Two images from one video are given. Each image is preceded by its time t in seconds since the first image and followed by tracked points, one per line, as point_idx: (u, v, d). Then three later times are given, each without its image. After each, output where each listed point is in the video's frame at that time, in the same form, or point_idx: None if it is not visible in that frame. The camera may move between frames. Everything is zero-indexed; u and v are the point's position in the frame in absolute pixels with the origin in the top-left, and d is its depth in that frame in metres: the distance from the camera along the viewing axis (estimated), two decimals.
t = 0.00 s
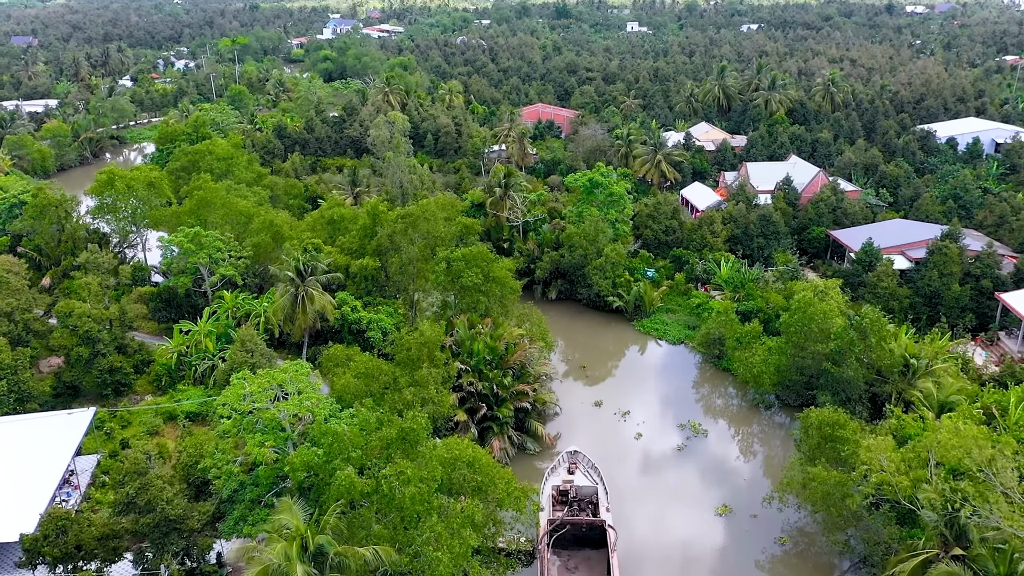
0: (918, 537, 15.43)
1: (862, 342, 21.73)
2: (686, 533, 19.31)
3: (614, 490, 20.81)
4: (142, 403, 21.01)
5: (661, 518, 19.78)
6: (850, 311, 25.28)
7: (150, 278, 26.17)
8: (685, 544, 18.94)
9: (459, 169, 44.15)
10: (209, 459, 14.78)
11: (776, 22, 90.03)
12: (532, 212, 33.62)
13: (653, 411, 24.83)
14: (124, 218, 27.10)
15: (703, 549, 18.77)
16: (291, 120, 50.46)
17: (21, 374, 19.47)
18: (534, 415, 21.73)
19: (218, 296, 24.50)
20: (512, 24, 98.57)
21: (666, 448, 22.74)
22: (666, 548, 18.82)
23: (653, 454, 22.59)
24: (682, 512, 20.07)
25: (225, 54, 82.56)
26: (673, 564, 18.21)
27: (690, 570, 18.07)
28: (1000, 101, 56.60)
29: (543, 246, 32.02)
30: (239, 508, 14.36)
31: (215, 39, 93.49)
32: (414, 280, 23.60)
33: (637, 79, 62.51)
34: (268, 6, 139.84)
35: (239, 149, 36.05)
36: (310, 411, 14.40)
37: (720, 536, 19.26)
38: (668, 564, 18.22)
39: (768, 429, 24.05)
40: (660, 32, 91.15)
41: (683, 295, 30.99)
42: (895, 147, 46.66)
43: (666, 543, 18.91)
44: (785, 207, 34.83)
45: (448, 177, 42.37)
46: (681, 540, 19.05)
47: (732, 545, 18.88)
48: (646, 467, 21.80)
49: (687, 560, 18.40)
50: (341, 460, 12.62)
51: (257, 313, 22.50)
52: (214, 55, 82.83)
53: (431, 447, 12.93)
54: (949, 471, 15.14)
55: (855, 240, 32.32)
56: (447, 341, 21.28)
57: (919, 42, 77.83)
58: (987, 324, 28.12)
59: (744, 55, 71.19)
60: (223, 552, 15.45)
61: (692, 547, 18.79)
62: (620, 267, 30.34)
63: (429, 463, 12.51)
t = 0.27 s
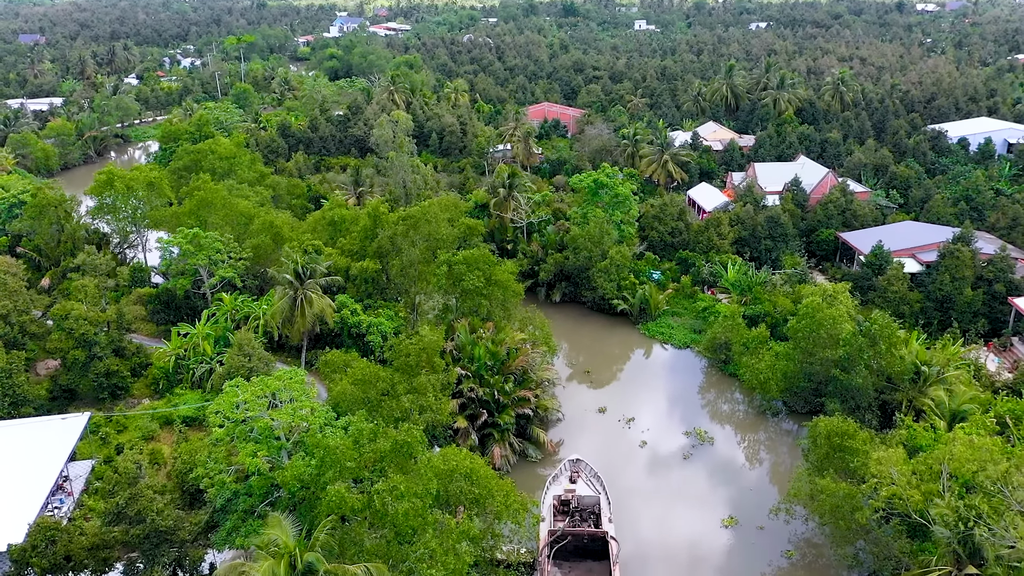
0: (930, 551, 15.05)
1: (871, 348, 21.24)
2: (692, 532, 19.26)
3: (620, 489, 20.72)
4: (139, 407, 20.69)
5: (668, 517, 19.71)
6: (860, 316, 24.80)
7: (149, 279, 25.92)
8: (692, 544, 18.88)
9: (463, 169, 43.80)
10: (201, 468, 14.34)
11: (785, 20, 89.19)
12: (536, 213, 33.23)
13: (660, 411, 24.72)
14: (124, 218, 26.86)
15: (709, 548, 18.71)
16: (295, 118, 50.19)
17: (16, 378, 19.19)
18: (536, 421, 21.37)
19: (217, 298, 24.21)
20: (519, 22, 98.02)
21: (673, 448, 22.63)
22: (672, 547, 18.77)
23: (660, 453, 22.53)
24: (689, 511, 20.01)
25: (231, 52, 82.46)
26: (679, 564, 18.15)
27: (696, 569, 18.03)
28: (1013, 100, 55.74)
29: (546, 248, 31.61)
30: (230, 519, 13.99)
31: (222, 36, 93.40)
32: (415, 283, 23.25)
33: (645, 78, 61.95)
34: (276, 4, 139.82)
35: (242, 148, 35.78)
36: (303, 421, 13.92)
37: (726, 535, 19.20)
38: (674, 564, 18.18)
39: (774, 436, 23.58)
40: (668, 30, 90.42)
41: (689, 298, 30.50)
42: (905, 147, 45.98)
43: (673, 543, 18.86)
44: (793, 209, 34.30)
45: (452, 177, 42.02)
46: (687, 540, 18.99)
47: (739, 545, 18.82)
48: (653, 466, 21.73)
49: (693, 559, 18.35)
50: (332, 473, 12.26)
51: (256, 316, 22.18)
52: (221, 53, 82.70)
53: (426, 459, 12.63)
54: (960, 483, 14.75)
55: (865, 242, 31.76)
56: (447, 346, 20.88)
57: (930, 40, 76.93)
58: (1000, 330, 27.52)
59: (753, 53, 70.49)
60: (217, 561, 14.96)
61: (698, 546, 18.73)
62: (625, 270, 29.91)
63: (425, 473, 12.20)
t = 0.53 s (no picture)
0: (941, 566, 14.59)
1: (880, 354, 20.79)
2: (700, 532, 19.18)
3: (628, 489, 20.67)
4: (134, 411, 20.42)
5: (676, 517, 19.64)
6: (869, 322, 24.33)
7: (149, 280, 25.74)
8: (700, 543, 18.79)
9: (468, 169, 43.47)
10: (192, 477, 13.98)
11: (795, 19, 88.36)
12: (540, 214, 32.86)
13: (669, 411, 24.62)
14: (123, 218, 26.70)
15: (717, 548, 18.62)
16: (300, 117, 49.97)
17: (11, 380, 18.96)
18: (537, 427, 20.99)
19: (216, 299, 23.97)
20: (527, 19, 97.49)
21: (681, 448, 22.53)
22: (679, 547, 18.68)
23: (667, 452, 22.46)
24: (697, 510, 19.95)
25: (238, 49, 82.37)
26: (687, 564, 18.08)
27: (703, 569, 17.94)
28: None
29: (550, 249, 31.26)
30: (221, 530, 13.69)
31: (229, 34, 93.32)
32: (415, 286, 22.96)
33: (652, 76, 61.40)
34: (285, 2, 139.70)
35: (245, 147, 35.56)
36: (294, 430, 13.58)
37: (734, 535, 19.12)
38: (682, 564, 18.10)
39: (780, 444, 23.12)
40: (677, 28, 89.72)
41: (694, 301, 30.03)
42: (916, 148, 45.32)
43: (680, 543, 18.78)
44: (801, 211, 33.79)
45: (456, 177, 41.70)
46: (695, 539, 18.92)
47: (747, 544, 18.73)
48: (660, 465, 21.66)
49: (701, 559, 18.25)
50: (324, 486, 11.97)
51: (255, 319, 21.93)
52: (228, 51, 82.65)
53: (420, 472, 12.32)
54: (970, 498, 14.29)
55: (875, 245, 31.23)
56: (447, 350, 20.57)
57: (941, 39, 75.97)
58: (1013, 335, 26.94)
59: (762, 52, 69.80)
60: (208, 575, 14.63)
61: (706, 546, 18.65)
62: (630, 272, 29.53)
63: (417, 487, 11.90)
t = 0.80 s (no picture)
0: None
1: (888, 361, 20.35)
2: (707, 532, 19.12)
3: (635, 488, 20.63)
4: (129, 414, 20.15)
5: (682, 517, 19.59)
6: (876, 327, 23.88)
7: (147, 281, 25.54)
8: (707, 543, 18.73)
9: (472, 168, 43.13)
10: (181, 485, 13.67)
11: (804, 17, 87.56)
12: (543, 215, 32.50)
13: (676, 410, 24.52)
14: (122, 219, 26.53)
15: (724, 548, 18.57)
16: (304, 115, 49.73)
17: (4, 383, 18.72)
18: (537, 432, 20.64)
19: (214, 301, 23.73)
20: (534, 17, 97.03)
21: (688, 448, 22.48)
22: (686, 547, 18.62)
23: (674, 451, 22.43)
24: (703, 509, 19.90)
25: (244, 47, 82.24)
26: (694, 564, 18.02)
27: (710, 569, 17.89)
28: None
29: (553, 250, 30.90)
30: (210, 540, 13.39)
31: (236, 32, 93.27)
32: (414, 288, 22.66)
33: (659, 75, 60.87)
34: None
35: (248, 146, 35.30)
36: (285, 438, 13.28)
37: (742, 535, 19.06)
38: (689, 564, 18.04)
39: (786, 451, 22.68)
40: (685, 26, 89.09)
41: (699, 304, 29.70)
42: (926, 148, 44.70)
43: (687, 543, 18.72)
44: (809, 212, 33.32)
45: (460, 176, 41.36)
46: (702, 539, 18.86)
47: (754, 544, 18.68)
48: (668, 465, 21.62)
49: (709, 559, 18.19)
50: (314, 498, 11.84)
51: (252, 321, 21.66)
52: (234, 49, 82.57)
53: (411, 482, 12.33)
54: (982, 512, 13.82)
55: (884, 248, 30.72)
56: (446, 354, 20.28)
57: (952, 37, 75.04)
58: None
59: (770, 51, 69.16)
60: None
61: (713, 546, 18.60)
62: (634, 274, 29.14)
63: (411, 501, 11.65)
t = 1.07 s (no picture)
0: None
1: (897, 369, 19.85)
2: (715, 532, 19.01)
3: (642, 490, 20.54)
4: (124, 418, 19.86)
5: (691, 518, 19.49)
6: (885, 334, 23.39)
7: (146, 282, 25.32)
8: (715, 544, 18.60)
9: (477, 168, 42.73)
10: (168, 495, 13.36)
11: (815, 15, 86.61)
12: (547, 216, 32.08)
13: (684, 411, 24.40)
14: (121, 219, 26.32)
15: (732, 549, 18.46)
16: (309, 114, 49.44)
17: None
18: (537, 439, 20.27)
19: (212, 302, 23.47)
20: (544, 15, 96.43)
21: (696, 449, 22.38)
22: (694, 548, 18.51)
23: (683, 452, 22.34)
24: (712, 510, 19.81)
25: (252, 45, 82.11)
26: (703, 565, 17.91)
27: (719, 571, 17.78)
28: None
29: (557, 252, 30.50)
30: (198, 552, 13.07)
31: (244, 30, 93.15)
32: (413, 291, 22.31)
33: (668, 73, 60.23)
34: None
35: (250, 145, 35.00)
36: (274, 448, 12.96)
37: (750, 536, 18.95)
38: (697, 565, 17.94)
39: (791, 460, 22.21)
40: (695, 24, 88.33)
41: (705, 308, 29.23)
42: (939, 148, 43.94)
43: (695, 544, 18.62)
44: (817, 214, 32.76)
45: (465, 176, 41.00)
46: (709, 540, 18.74)
47: (763, 546, 18.58)
48: (676, 466, 21.55)
49: (717, 560, 18.09)
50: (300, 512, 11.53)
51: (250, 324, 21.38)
52: (242, 47, 82.47)
53: (399, 497, 12.11)
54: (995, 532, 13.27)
55: (894, 251, 30.14)
56: (444, 359, 19.96)
57: (965, 36, 73.99)
58: None
59: (780, 49, 68.37)
60: None
61: (722, 547, 18.49)
62: (638, 277, 28.72)
63: (397, 522, 11.49)
